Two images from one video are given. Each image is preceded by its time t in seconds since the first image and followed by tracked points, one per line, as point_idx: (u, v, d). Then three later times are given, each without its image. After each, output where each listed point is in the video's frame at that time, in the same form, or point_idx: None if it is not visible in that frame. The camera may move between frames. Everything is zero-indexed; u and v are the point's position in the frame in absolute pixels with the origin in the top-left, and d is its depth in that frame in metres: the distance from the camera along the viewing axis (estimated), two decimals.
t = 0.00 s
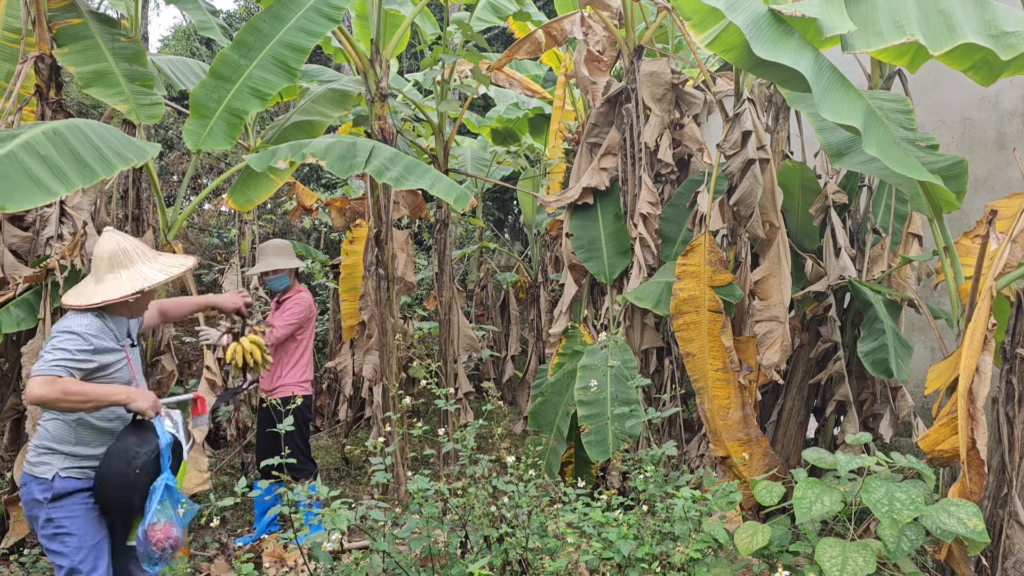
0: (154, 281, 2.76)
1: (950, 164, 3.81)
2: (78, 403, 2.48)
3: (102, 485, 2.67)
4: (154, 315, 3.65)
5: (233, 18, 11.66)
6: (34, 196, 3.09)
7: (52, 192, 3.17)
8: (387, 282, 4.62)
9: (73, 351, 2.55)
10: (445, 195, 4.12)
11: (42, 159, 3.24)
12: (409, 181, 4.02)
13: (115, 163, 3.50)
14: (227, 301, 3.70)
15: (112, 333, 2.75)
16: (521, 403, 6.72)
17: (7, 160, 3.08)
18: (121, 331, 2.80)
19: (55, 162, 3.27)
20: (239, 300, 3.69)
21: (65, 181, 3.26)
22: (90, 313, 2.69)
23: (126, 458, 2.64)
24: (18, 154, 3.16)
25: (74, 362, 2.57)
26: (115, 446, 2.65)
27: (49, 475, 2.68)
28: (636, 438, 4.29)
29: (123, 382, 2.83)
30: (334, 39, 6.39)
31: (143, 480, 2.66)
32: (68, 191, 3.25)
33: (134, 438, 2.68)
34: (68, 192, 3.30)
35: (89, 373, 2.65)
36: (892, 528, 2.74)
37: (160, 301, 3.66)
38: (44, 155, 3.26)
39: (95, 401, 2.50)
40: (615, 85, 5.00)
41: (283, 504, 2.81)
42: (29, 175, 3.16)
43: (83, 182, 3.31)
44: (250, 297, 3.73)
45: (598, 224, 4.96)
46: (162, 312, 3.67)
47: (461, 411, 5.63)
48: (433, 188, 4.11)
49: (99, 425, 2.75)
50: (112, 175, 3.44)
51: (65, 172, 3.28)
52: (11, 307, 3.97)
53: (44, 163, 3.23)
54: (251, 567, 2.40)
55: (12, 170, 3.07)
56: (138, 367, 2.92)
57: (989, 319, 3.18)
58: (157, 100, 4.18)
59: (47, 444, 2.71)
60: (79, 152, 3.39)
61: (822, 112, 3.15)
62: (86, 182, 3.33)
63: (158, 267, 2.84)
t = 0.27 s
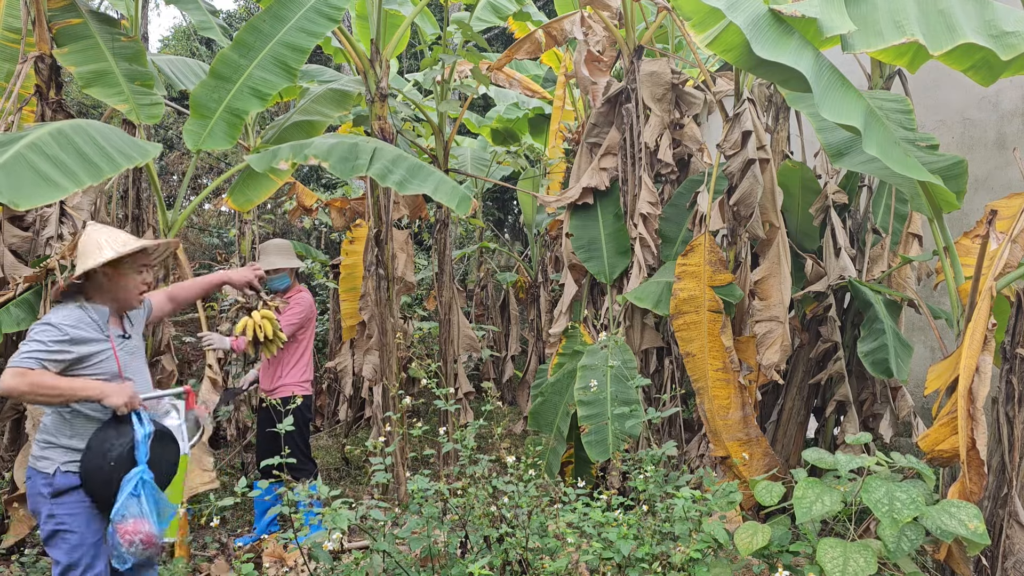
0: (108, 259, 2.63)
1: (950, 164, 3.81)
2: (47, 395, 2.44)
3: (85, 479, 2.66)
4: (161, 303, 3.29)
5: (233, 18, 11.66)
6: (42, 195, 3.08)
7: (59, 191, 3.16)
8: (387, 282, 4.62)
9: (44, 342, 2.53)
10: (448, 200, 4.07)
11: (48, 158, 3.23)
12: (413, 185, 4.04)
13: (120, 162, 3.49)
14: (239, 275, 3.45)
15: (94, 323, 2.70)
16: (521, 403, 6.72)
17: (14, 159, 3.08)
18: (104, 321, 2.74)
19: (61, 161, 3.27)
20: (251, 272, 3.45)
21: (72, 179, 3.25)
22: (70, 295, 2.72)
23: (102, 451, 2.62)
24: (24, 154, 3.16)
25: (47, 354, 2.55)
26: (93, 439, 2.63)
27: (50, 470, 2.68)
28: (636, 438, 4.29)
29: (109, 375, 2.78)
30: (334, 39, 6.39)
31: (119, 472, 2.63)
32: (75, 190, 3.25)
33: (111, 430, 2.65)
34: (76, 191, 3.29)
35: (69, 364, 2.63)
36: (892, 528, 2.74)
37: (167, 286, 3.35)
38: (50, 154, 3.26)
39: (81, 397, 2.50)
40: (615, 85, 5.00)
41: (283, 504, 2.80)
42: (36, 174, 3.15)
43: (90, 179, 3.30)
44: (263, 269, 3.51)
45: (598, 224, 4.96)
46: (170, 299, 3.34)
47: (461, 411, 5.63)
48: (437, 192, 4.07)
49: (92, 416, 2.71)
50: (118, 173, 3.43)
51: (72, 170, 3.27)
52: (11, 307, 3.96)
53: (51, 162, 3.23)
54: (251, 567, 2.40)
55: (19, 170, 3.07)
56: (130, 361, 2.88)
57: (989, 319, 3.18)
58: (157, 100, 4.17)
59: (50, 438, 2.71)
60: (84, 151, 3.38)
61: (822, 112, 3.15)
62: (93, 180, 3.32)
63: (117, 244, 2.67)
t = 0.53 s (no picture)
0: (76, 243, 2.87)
1: (950, 164, 3.81)
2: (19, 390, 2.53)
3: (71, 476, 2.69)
4: (169, 307, 3.37)
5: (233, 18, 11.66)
6: (45, 194, 3.08)
7: (61, 190, 3.16)
8: (387, 282, 4.61)
9: (26, 334, 2.67)
10: (450, 200, 4.12)
11: (51, 158, 3.24)
12: (413, 185, 4.04)
13: (122, 162, 3.49)
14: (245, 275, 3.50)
15: (79, 318, 2.85)
16: (521, 403, 6.72)
17: (17, 160, 3.09)
18: (90, 315, 2.90)
19: (63, 161, 3.27)
20: (256, 273, 3.51)
21: (75, 179, 3.25)
22: (72, 291, 3.02)
23: (78, 444, 2.64)
24: (27, 154, 3.16)
25: (29, 347, 2.69)
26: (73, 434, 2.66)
27: (51, 468, 2.74)
28: (636, 438, 4.29)
29: (96, 370, 2.88)
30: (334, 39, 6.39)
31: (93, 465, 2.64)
32: (78, 189, 3.25)
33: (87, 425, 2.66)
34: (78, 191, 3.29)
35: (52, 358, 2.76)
36: (892, 529, 2.74)
37: (176, 290, 3.43)
38: (53, 155, 3.26)
39: (78, 392, 2.57)
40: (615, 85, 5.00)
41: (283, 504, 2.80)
42: (39, 174, 3.15)
43: (93, 179, 3.30)
44: (269, 270, 3.55)
45: (598, 224, 4.96)
46: (178, 302, 3.41)
47: (461, 411, 5.63)
48: (438, 193, 4.11)
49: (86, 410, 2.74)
50: (121, 173, 3.43)
51: (74, 170, 3.28)
52: (11, 307, 3.96)
53: (54, 162, 3.23)
54: (251, 567, 2.39)
55: (22, 170, 3.07)
56: (121, 356, 2.97)
57: (988, 319, 3.18)
58: (157, 100, 4.16)
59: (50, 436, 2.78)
60: (87, 151, 3.39)
61: (822, 112, 3.15)
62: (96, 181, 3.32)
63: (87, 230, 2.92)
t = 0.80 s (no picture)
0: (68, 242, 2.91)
1: (950, 164, 3.81)
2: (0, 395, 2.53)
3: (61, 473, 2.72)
4: (175, 313, 3.47)
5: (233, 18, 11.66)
6: (44, 194, 3.08)
7: (61, 191, 3.16)
8: (387, 282, 4.61)
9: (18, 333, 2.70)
10: (447, 199, 4.09)
11: (51, 159, 3.24)
12: (412, 183, 4.01)
13: (122, 162, 3.49)
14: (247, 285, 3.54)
15: (73, 316, 2.88)
16: (521, 403, 6.72)
17: (17, 160, 3.09)
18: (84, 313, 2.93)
19: (63, 161, 3.27)
20: (258, 282, 3.53)
21: (75, 179, 3.25)
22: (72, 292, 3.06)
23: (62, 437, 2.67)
24: (26, 154, 3.16)
25: (21, 347, 2.72)
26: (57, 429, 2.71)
27: (48, 466, 2.79)
28: (636, 438, 4.29)
29: (88, 367, 2.89)
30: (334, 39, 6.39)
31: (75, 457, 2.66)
32: (78, 190, 3.24)
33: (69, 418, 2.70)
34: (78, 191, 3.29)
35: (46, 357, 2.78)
36: (892, 528, 2.75)
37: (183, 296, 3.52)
38: (53, 155, 3.26)
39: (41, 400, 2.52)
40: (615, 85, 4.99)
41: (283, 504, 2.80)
42: (38, 174, 3.15)
43: (93, 180, 3.29)
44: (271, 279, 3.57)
45: (598, 224, 4.96)
46: (184, 308, 3.50)
47: (461, 411, 5.63)
48: (436, 191, 4.07)
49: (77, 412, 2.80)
50: (120, 173, 3.42)
51: (74, 170, 3.27)
52: (11, 307, 3.95)
53: (53, 162, 3.23)
54: (251, 567, 2.39)
55: (21, 170, 3.07)
56: (115, 351, 2.98)
57: (988, 319, 3.18)
58: (157, 100, 4.16)
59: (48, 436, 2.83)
60: (87, 152, 3.39)
61: (822, 112, 3.15)
62: (95, 181, 3.32)
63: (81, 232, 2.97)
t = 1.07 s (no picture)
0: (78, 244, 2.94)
1: (950, 164, 3.81)
2: None
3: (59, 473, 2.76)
4: (175, 316, 3.46)
5: (233, 18, 11.66)
6: (41, 193, 3.08)
7: (58, 190, 3.16)
8: (387, 282, 4.61)
9: (22, 330, 2.73)
10: (445, 197, 4.08)
11: (48, 158, 3.23)
12: (410, 181, 4.01)
13: (121, 162, 3.48)
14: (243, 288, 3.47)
15: (76, 314, 2.91)
16: (521, 403, 6.72)
17: (14, 159, 3.09)
18: (88, 312, 2.96)
19: (61, 161, 3.27)
20: (253, 285, 3.45)
21: (73, 179, 3.24)
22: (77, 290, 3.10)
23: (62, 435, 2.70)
24: (24, 154, 3.16)
25: (24, 343, 2.75)
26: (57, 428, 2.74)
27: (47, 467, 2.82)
28: (636, 438, 4.29)
29: (89, 365, 2.92)
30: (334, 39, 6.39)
31: (77, 455, 2.69)
32: (76, 189, 3.24)
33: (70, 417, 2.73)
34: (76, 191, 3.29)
35: (50, 354, 2.82)
36: (893, 529, 2.74)
37: (183, 299, 3.50)
38: (51, 154, 3.26)
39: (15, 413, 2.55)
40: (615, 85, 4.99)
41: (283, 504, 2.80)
42: (35, 173, 3.15)
43: (91, 179, 3.29)
44: (267, 282, 3.49)
45: (598, 224, 4.96)
46: (184, 311, 3.48)
47: (461, 411, 5.63)
48: (433, 189, 4.07)
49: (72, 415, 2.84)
50: (118, 173, 3.41)
51: (72, 169, 3.27)
52: (11, 307, 3.94)
53: (51, 162, 3.23)
54: (251, 567, 2.39)
55: (18, 169, 3.07)
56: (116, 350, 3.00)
57: (988, 319, 3.18)
58: (157, 100, 4.15)
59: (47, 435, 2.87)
60: (85, 151, 3.38)
61: (822, 112, 3.15)
62: (93, 180, 3.31)
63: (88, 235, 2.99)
